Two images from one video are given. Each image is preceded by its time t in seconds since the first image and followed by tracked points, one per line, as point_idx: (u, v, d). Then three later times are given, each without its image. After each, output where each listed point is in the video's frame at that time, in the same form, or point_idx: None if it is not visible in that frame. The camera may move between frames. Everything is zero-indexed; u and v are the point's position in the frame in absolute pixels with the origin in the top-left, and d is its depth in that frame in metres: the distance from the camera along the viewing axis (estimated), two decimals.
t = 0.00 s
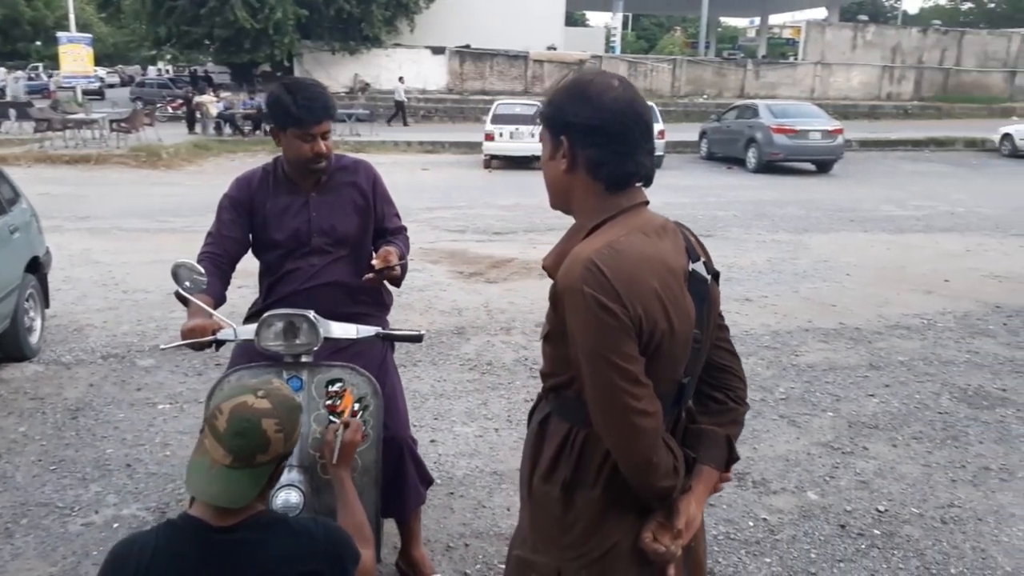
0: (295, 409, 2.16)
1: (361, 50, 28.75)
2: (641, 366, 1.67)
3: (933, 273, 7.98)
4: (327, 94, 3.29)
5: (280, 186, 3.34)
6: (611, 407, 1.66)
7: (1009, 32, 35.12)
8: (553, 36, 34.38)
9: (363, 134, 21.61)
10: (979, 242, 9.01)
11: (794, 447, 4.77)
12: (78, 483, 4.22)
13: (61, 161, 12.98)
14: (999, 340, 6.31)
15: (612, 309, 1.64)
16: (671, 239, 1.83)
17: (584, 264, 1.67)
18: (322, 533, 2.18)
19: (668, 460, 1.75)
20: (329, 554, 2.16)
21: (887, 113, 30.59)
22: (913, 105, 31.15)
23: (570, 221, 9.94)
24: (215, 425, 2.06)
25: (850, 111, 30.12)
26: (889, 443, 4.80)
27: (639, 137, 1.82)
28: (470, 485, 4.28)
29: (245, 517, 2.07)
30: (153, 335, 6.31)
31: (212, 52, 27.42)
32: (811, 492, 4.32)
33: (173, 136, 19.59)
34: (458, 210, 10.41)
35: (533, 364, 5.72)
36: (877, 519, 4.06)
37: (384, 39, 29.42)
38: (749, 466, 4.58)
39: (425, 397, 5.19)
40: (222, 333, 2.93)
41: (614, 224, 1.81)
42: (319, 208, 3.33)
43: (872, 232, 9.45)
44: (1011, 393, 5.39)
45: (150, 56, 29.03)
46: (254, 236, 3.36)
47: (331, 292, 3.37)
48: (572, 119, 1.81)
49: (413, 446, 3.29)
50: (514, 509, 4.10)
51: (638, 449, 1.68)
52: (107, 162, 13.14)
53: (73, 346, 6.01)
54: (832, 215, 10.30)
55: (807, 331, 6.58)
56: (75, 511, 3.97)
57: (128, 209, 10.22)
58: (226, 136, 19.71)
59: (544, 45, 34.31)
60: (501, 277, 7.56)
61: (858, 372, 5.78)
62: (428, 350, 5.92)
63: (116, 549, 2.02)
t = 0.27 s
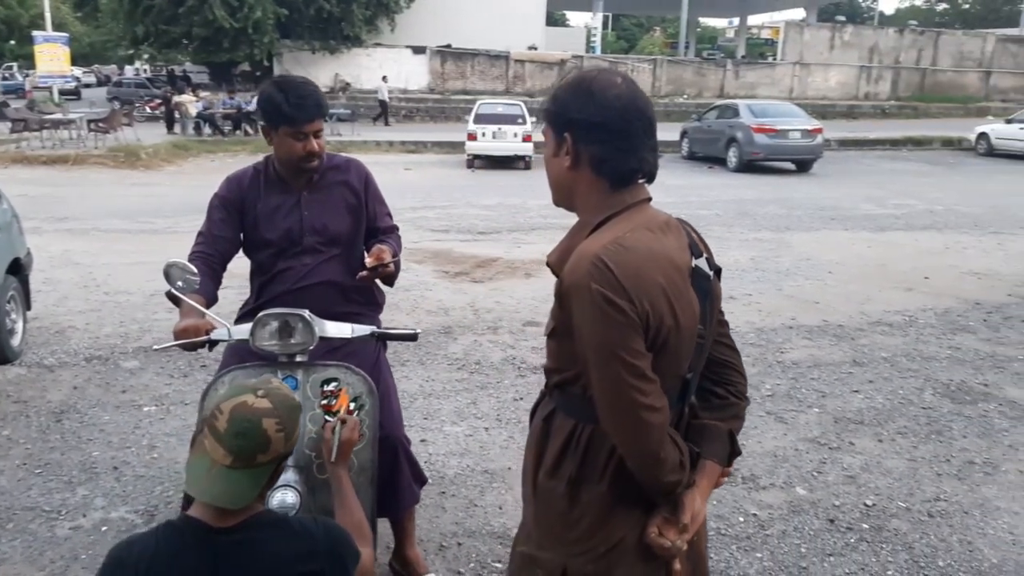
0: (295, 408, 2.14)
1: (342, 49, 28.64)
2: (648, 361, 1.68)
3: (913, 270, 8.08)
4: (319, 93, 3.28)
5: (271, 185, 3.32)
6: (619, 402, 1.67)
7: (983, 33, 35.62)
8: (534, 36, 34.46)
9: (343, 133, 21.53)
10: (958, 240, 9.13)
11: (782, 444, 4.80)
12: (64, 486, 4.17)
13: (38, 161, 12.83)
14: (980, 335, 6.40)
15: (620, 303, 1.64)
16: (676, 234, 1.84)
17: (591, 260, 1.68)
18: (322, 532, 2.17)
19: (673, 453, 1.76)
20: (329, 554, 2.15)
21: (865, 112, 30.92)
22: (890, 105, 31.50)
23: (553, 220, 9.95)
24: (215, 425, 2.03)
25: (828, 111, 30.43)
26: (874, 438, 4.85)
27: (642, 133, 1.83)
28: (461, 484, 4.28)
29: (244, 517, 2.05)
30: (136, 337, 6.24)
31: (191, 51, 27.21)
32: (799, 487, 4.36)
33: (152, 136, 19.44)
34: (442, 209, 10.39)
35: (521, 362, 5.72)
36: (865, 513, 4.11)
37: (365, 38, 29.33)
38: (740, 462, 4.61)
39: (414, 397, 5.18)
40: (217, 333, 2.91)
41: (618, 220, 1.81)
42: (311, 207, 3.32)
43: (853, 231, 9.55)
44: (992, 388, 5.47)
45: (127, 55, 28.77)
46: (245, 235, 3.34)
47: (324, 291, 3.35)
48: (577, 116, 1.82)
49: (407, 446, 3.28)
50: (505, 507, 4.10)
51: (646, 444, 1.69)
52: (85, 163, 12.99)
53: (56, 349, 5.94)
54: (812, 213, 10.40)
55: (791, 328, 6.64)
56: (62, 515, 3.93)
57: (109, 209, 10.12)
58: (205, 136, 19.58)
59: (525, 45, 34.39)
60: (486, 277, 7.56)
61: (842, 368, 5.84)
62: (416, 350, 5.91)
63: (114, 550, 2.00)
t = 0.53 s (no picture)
0: (295, 409, 2.11)
1: (321, 49, 28.50)
2: (655, 358, 1.69)
3: (894, 267, 8.17)
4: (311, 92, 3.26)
5: (262, 185, 3.30)
6: (627, 399, 1.67)
7: (959, 33, 36.07)
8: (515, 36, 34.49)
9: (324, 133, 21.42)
10: (937, 237, 9.24)
11: (770, 440, 4.84)
12: (51, 491, 4.12)
13: (14, 162, 12.66)
14: (961, 332, 6.49)
15: (627, 300, 1.65)
16: (679, 232, 1.85)
17: (598, 257, 1.68)
18: (322, 532, 2.15)
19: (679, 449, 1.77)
20: (329, 553, 2.14)
21: (843, 112, 31.22)
22: (867, 105, 31.83)
23: (538, 220, 9.95)
24: (215, 426, 2.00)
25: (807, 110, 30.68)
26: (860, 433, 4.90)
27: (644, 131, 1.84)
28: (452, 484, 4.27)
29: (244, 519, 2.03)
30: (119, 339, 6.17)
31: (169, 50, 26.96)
32: (788, 483, 4.40)
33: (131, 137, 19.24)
34: (426, 209, 10.37)
35: (509, 362, 5.72)
36: (853, 508, 4.15)
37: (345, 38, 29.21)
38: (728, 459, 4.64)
39: (402, 397, 5.17)
40: (210, 334, 2.88)
41: (622, 218, 1.82)
42: (303, 207, 3.30)
43: (834, 229, 9.64)
44: (975, 384, 5.55)
45: (104, 55, 28.47)
46: (236, 236, 3.32)
47: (316, 291, 3.33)
48: (580, 114, 1.82)
49: (402, 448, 3.27)
50: (496, 506, 4.10)
51: (653, 440, 1.70)
52: (62, 164, 12.83)
53: (37, 351, 5.86)
54: (794, 212, 10.48)
55: (776, 326, 6.69)
56: (49, 519, 3.88)
57: (88, 210, 10.00)
58: (184, 137, 19.40)
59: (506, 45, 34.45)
60: (472, 276, 7.55)
61: (827, 365, 5.90)
62: (403, 350, 5.89)
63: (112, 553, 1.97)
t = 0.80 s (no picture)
0: (295, 410, 2.07)
1: (303, 48, 28.36)
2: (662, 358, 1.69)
3: (877, 265, 8.25)
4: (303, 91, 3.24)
5: (254, 185, 3.28)
6: (635, 397, 1.67)
7: (937, 33, 36.44)
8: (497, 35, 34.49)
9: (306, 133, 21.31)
10: (918, 235, 9.34)
11: (759, 438, 4.86)
12: (37, 495, 4.07)
13: None
14: (944, 329, 6.55)
15: (635, 300, 1.65)
16: (683, 231, 1.85)
17: (605, 257, 1.69)
18: (323, 533, 2.13)
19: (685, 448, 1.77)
20: (332, 555, 2.11)
21: (823, 112, 31.46)
22: (847, 104, 32.12)
23: (523, 220, 9.94)
24: (215, 429, 1.96)
25: (788, 110, 30.91)
26: (848, 430, 4.94)
27: (648, 131, 1.84)
28: (444, 485, 4.26)
29: (245, 523, 2.00)
30: (103, 341, 6.11)
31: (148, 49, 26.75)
32: (778, 480, 4.42)
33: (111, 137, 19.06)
34: (411, 209, 10.35)
35: (499, 362, 5.72)
36: (843, 504, 4.18)
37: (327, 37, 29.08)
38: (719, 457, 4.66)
39: (392, 398, 5.15)
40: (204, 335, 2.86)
41: (627, 218, 1.82)
42: (295, 207, 3.28)
43: (817, 227, 9.72)
44: (959, 380, 5.61)
45: (82, 54, 28.19)
46: (227, 236, 3.29)
47: (309, 292, 3.31)
48: (584, 114, 1.82)
49: (396, 448, 3.26)
50: (489, 506, 4.09)
51: (660, 439, 1.70)
52: (41, 164, 12.68)
53: (20, 355, 5.79)
54: (777, 211, 10.55)
55: (762, 324, 6.73)
56: (37, 524, 3.83)
57: (69, 211, 9.89)
58: (165, 137, 19.23)
59: (489, 44, 34.43)
60: (459, 276, 7.54)
61: (813, 362, 5.94)
62: (391, 351, 5.87)
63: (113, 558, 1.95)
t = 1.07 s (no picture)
0: (295, 413, 2.06)
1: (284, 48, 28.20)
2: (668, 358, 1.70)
3: (860, 264, 8.33)
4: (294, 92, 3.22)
5: (245, 186, 3.26)
6: (642, 396, 1.68)
7: (915, 33, 36.84)
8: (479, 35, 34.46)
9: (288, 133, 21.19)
10: (900, 234, 9.44)
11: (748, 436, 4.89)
12: (24, 501, 4.02)
13: None
14: (927, 326, 6.63)
15: (641, 299, 1.66)
16: (686, 232, 1.86)
17: (611, 258, 1.69)
18: (325, 536, 2.11)
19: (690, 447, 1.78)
20: (334, 558, 2.10)
21: (803, 111, 31.73)
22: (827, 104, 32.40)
23: (509, 220, 9.95)
24: (216, 433, 1.94)
25: (769, 110, 31.13)
26: (835, 427, 4.99)
27: (651, 131, 1.85)
28: (436, 486, 4.26)
29: (245, 527, 1.99)
30: (87, 344, 6.04)
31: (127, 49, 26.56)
32: (767, 477, 4.45)
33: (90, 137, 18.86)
34: (396, 209, 10.33)
35: (487, 362, 5.72)
36: (832, 501, 4.22)
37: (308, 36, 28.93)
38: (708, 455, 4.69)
39: (381, 399, 5.14)
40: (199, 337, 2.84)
41: (631, 218, 1.83)
42: (288, 208, 3.26)
43: (799, 226, 9.79)
44: (943, 376, 5.68)
45: (59, 53, 27.89)
46: (219, 238, 3.27)
47: (303, 293, 3.29)
48: (588, 115, 1.83)
49: (390, 451, 3.25)
50: (481, 507, 4.09)
51: (666, 437, 1.71)
52: (21, 165, 12.53)
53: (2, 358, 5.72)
54: (759, 210, 10.62)
55: (748, 322, 6.78)
56: (25, 530, 3.78)
57: (50, 212, 9.79)
58: (146, 137, 19.06)
59: (471, 44, 34.38)
60: (446, 276, 7.53)
61: (799, 360, 5.99)
62: (379, 352, 5.86)
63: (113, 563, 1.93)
